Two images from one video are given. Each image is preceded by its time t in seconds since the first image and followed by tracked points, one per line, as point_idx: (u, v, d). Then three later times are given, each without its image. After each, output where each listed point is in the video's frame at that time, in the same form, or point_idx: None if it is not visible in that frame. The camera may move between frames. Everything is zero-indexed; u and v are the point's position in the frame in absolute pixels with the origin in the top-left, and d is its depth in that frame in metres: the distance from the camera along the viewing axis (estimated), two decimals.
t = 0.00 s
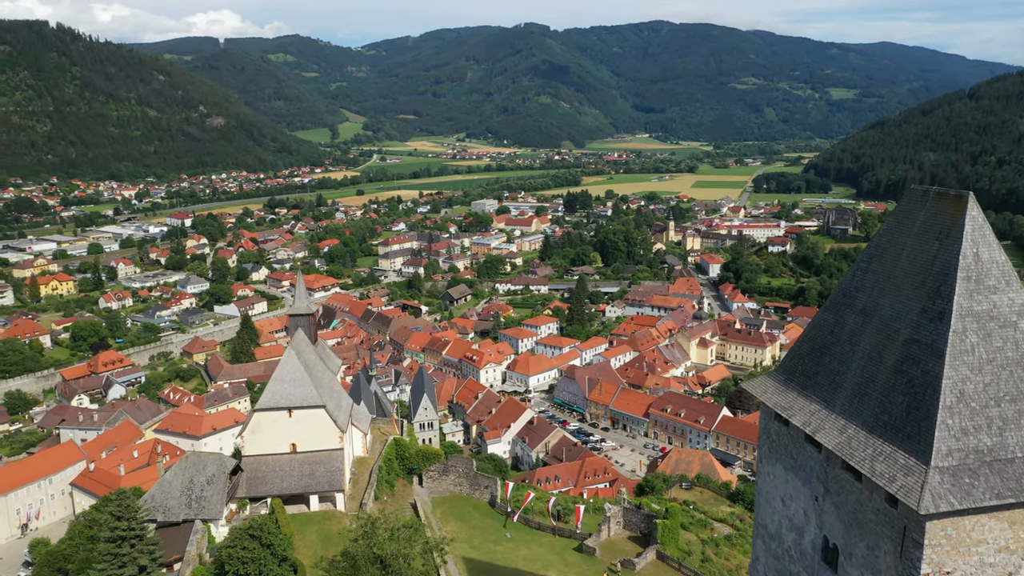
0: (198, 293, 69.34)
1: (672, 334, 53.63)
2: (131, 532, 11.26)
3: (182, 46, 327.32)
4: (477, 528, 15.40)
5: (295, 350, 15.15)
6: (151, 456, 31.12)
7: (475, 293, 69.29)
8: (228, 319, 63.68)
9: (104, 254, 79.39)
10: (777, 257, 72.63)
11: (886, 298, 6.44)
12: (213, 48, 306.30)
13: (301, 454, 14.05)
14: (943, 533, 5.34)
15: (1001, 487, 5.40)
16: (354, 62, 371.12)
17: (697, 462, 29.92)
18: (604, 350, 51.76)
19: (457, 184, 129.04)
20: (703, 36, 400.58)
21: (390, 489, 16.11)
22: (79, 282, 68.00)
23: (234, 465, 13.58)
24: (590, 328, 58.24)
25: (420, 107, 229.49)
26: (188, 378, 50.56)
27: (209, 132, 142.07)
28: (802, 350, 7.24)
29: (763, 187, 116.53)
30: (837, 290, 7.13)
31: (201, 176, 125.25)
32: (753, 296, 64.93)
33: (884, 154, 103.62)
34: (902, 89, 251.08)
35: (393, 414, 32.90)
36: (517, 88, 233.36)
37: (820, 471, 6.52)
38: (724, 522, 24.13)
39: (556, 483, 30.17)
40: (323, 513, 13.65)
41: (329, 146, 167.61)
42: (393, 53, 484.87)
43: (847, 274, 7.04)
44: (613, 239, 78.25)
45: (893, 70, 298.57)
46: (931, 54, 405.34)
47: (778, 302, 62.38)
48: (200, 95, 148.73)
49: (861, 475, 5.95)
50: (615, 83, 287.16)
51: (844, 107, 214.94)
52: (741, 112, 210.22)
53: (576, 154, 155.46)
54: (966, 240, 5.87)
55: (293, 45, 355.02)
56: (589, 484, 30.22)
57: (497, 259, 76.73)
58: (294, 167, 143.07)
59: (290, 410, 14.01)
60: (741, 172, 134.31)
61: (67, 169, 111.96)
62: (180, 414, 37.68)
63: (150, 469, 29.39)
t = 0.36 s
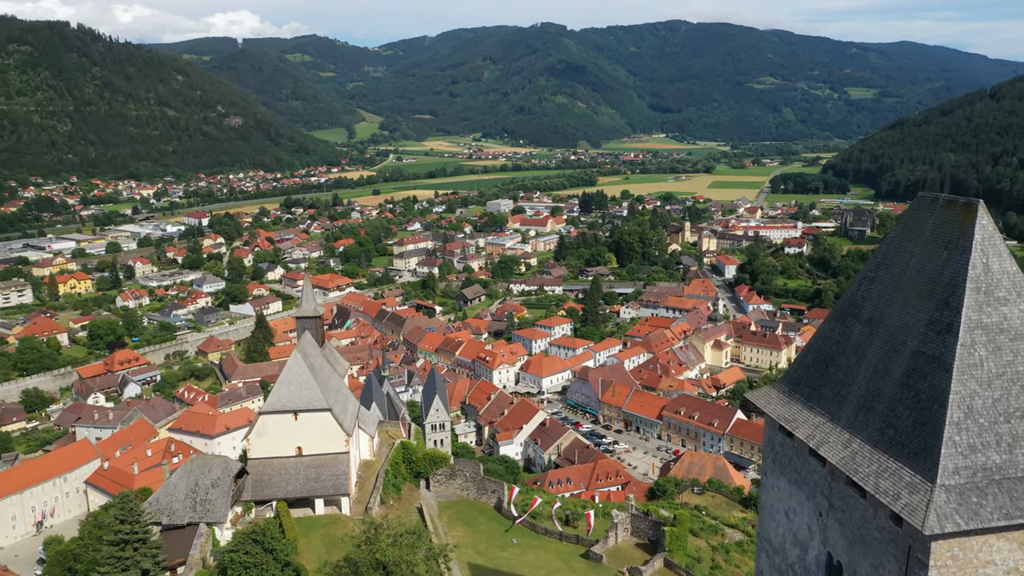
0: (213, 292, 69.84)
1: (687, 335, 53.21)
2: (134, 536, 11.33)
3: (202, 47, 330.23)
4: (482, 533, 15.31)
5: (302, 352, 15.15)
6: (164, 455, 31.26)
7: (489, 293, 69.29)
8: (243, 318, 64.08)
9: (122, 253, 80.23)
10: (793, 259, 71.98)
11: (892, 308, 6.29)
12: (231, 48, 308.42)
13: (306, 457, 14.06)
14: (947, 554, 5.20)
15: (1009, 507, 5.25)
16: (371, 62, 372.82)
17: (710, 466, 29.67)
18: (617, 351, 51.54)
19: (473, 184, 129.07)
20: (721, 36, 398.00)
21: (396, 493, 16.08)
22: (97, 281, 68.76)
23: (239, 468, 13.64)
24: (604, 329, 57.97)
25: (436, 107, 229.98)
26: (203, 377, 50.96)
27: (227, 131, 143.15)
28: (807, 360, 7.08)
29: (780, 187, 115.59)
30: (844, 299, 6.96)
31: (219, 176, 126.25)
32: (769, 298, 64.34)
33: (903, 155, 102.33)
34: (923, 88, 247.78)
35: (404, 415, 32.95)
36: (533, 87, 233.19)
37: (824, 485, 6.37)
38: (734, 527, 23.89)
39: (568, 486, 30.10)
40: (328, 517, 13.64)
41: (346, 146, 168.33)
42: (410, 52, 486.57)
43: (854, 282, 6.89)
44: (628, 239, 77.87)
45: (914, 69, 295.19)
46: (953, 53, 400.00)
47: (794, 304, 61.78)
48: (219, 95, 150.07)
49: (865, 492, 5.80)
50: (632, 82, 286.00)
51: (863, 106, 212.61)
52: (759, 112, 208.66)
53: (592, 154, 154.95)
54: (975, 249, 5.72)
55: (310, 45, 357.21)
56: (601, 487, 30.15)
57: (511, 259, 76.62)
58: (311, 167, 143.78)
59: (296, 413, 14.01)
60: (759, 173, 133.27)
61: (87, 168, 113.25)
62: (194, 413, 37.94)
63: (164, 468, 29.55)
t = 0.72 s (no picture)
0: (229, 291, 70.29)
1: (701, 337, 52.78)
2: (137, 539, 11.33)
3: (220, 47, 332.90)
4: (489, 539, 15.20)
5: (308, 355, 15.12)
6: (177, 455, 31.34)
7: (503, 294, 69.19)
8: (258, 318, 64.44)
9: (140, 253, 80.96)
10: (810, 260, 71.28)
11: (899, 319, 6.13)
12: (250, 49, 310.60)
13: (312, 460, 14.03)
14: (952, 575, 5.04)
15: (1018, 528, 5.08)
16: (388, 62, 374.17)
17: (723, 470, 29.35)
18: (631, 353, 51.24)
19: (488, 183, 128.96)
20: (738, 36, 395.27)
21: (402, 497, 16.01)
22: (114, 280, 69.44)
23: (244, 471, 13.61)
24: (618, 330, 57.65)
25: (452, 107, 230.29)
26: (218, 376, 51.27)
27: (244, 131, 144.13)
28: (811, 371, 6.92)
29: (797, 188, 114.52)
30: (849, 309, 6.82)
31: (236, 176, 127.12)
32: (785, 299, 63.72)
33: (923, 155, 100.97)
34: (944, 88, 244.45)
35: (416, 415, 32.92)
36: (550, 87, 232.92)
37: (828, 501, 6.22)
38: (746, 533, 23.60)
39: (580, 488, 29.96)
40: (333, 521, 13.60)
41: (362, 145, 168.98)
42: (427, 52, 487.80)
43: (860, 292, 6.73)
44: (643, 240, 77.42)
45: (934, 68, 291.69)
46: (975, 52, 394.57)
47: (811, 306, 61.11)
48: (236, 95, 151.25)
49: (869, 510, 5.65)
50: (649, 82, 284.79)
51: (883, 106, 210.17)
52: (777, 111, 206.90)
53: (609, 154, 154.34)
54: (984, 259, 5.55)
55: (327, 45, 359.39)
56: (613, 490, 29.95)
57: (526, 260, 76.49)
58: (327, 166, 144.42)
59: (302, 417, 13.98)
60: (776, 173, 132.14)
61: (107, 167, 114.38)
62: (208, 412, 38.11)
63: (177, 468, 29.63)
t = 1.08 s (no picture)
0: (245, 291, 70.73)
1: (716, 339, 52.36)
2: (142, 542, 11.32)
3: (239, 47, 335.38)
4: (495, 544, 15.11)
5: (315, 357, 15.13)
6: (191, 454, 31.64)
7: (518, 294, 69.12)
8: (273, 317, 64.81)
9: (157, 252, 81.66)
10: (827, 262, 70.58)
11: (905, 331, 5.98)
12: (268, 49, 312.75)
13: (318, 464, 14.04)
14: None
15: None
16: (405, 62, 375.37)
17: (736, 473, 29.03)
18: (645, 354, 50.92)
19: (504, 183, 128.92)
20: (756, 35, 392.73)
21: (409, 500, 15.96)
22: (132, 278, 70.12)
23: (250, 474, 13.60)
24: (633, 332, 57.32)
25: (468, 106, 230.53)
26: (232, 376, 51.58)
27: (261, 131, 145.09)
28: (816, 382, 6.77)
29: (815, 189, 113.42)
30: (855, 319, 6.66)
31: (254, 176, 127.97)
32: (802, 301, 63.08)
33: (943, 155, 99.69)
34: (966, 87, 241.42)
35: (427, 416, 32.90)
36: (566, 86, 232.60)
37: (832, 516, 6.06)
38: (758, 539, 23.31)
39: (592, 491, 29.82)
40: (338, 525, 13.59)
41: (378, 145, 169.64)
42: (444, 52, 488.72)
43: (867, 302, 6.57)
44: (658, 240, 76.99)
45: (955, 68, 288.13)
46: (997, 50, 389.17)
47: (828, 308, 60.46)
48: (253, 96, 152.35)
49: (873, 528, 5.51)
50: (666, 82, 283.64)
51: (903, 106, 207.94)
52: (795, 111, 205.25)
53: (625, 153, 153.72)
54: (994, 271, 5.38)
55: (344, 45, 361.29)
56: (625, 493, 29.76)
57: (541, 260, 76.36)
58: (343, 166, 145.16)
59: (308, 420, 13.98)
60: (794, 173, 130.97)
61: (126, 167, 115.64)
62: (222, 411, 38.30)
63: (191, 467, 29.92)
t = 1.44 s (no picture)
0: (260, 290, 71.12)
1: (732, 341, 51.95)
2: (147, 545, 11.34)
3: (257, 48, 337.94)
4: (501, 550, 15.02)
5: (321, 360, 15.13)
6: (205, 452, 31.80)
7: (532, 294, 69.01)
8: (288, 316, 65.10)
9: (174, 251, 82.40)
10: (845, 263, 69.80)
11: (913, 342, 5.81)
12: (286, 49, 314.57)
13: (324, 467, 14.03)
14: None
15: None
16: (422, 62, 376.43)
17: (750, 478, 28.74)
18: (659, 356, 50.61)
19: (519, 183, 128.74)
20: (775, 34, 389.46)
21: (415, 504, 15.91)
22: (149, 277, 70.78)
23: (256, 476, 13.60)
24: (647, 333, 56.95)
25: (484, 106, 230.78)
26: (247, 375, 51.91)
27: (278, 131, 146.05)
28: (821, 393, 6.64)
29: (833, 189, 112.32)
30: (862, 330, 6.51)
31: (270, 175, 128.80)
32: (819, 303, 62.39)
33: (964, 156, 98.27)
34: (988, 87, 237.94)
35: (439, 417, 32.74)
36: (583, 86, 231.99)
37: (835, 533, 5.91)
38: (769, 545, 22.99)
39: (604, 494, 29.69)
40: (343, 529, 13.57)
41: (395, 145, 170.16)
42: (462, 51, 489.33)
43: (874, 311, 6.44)
44: (674, 241, 76.48)
45: (978, 67, 284.09)
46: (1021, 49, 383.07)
47: (846, 309, 59.77)
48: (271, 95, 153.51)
49: (876, 546, 5.37)
50: (683, 82, 282.28)
51: (923, 106, 205.37)
52: (814, 110, 203.35)
53: (641, 153, 153.15)
54: (1003, 281, 5.22)
55: (362, 45, 363.02)
56: (638, 496, 29.57)
57: (555, 260, 76.16)
58: (360, 165, 145.85)
59: (313, 422, 13.98)
60: (812, 173, 129.72)
61: (144, 167, 116.84)
62: (236, 411, 38.48)
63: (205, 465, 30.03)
